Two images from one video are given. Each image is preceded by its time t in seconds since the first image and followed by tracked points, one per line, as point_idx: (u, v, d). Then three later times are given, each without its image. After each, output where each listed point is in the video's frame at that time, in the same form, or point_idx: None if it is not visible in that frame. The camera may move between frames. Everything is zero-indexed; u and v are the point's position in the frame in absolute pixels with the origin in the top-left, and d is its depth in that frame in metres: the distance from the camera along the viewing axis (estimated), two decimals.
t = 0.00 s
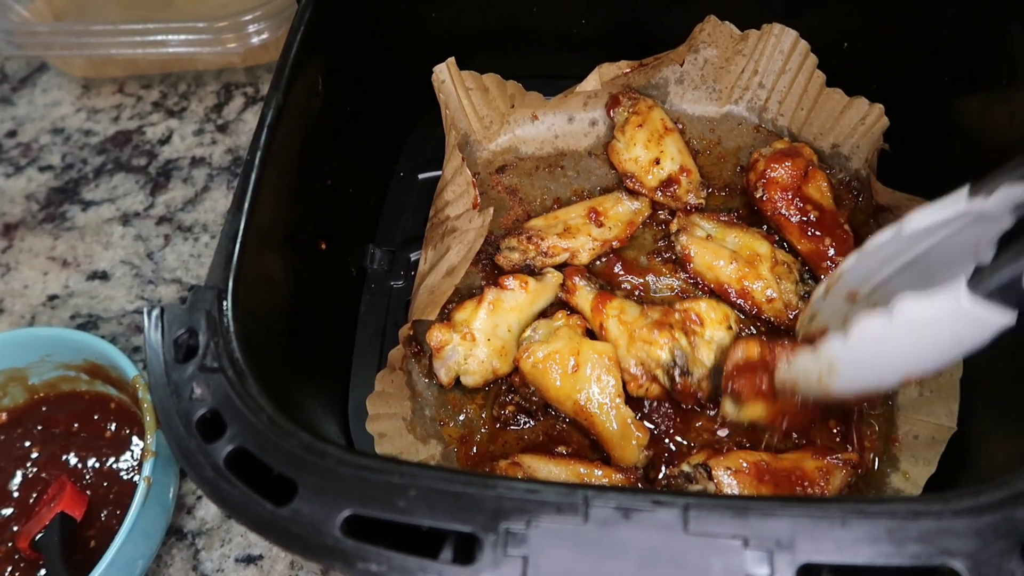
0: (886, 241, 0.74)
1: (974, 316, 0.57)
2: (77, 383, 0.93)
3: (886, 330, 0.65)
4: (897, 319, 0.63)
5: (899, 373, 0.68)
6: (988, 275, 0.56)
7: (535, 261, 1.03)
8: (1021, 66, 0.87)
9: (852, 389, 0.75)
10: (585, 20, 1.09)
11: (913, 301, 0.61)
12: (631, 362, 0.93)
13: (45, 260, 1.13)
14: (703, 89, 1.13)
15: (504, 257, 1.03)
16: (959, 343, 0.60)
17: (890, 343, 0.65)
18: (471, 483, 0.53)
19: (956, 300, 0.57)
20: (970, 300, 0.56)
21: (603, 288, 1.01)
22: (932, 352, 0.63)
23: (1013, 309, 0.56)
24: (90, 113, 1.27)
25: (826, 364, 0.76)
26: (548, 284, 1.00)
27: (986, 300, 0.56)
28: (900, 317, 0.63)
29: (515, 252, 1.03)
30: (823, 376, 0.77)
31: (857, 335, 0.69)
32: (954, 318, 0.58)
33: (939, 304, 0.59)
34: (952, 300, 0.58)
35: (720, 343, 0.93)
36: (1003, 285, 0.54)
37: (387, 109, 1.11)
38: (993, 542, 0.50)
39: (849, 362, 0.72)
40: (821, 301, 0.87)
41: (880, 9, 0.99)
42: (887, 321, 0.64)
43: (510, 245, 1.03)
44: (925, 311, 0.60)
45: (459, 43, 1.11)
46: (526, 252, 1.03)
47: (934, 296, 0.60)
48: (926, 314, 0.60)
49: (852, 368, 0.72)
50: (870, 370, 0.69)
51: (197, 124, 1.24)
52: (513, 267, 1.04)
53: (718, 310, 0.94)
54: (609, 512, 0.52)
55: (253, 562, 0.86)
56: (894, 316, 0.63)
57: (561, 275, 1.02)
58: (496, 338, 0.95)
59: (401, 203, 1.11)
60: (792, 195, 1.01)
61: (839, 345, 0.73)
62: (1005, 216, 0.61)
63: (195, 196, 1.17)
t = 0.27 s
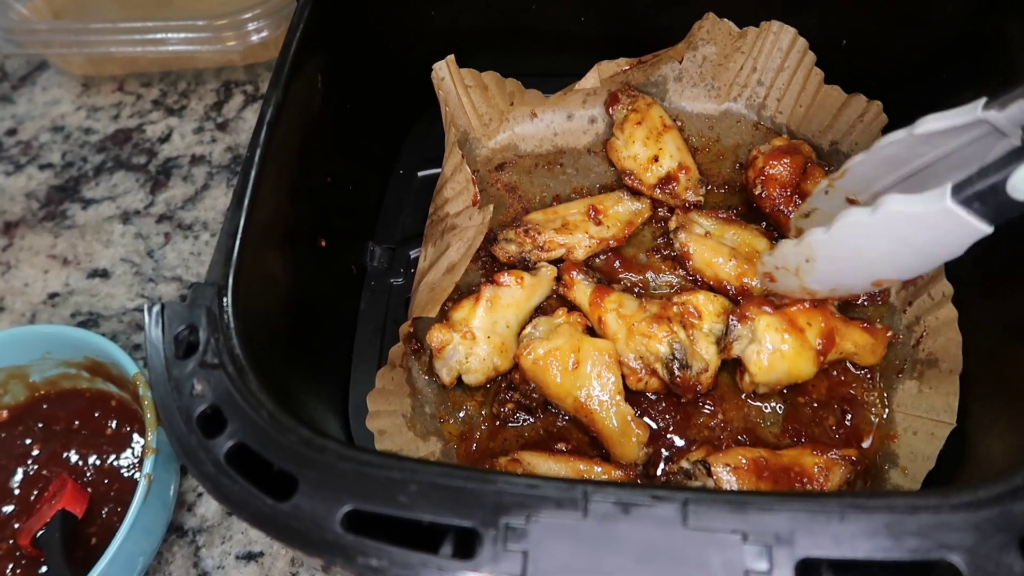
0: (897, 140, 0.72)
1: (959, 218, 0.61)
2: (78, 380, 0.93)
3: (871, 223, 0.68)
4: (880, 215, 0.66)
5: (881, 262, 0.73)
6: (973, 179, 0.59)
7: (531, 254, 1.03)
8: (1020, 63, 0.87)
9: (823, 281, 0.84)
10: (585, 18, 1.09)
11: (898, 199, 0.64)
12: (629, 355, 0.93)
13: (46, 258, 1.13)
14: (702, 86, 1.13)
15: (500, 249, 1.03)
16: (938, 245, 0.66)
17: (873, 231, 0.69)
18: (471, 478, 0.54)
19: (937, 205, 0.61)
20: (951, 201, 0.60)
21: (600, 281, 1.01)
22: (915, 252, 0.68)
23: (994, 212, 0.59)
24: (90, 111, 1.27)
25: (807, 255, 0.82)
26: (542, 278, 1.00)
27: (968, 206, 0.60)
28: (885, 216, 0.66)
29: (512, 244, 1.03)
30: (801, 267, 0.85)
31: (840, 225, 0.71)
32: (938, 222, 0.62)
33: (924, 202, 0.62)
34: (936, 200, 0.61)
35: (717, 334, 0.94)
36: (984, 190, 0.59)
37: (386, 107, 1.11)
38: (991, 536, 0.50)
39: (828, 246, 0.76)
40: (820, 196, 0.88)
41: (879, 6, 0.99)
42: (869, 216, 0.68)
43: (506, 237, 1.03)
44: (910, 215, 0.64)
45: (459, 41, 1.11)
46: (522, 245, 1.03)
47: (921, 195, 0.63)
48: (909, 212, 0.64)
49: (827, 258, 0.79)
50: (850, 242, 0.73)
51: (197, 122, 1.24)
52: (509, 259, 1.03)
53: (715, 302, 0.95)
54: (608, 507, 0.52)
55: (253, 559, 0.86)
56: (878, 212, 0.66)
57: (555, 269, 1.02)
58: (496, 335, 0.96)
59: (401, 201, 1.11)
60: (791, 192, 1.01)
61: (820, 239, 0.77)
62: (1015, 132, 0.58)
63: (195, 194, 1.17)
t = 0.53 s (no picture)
0: (865, 216, 0.76)
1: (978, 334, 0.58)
2: (74, 384, 0.93)
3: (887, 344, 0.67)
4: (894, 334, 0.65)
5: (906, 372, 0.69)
6: (989, 294, 0.56)
7: (529, 259, 1.03)
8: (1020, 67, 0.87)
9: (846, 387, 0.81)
10: (583, 21, 1.08)
11: (913, 319, 0.63)
12: (626, 360, 0.93)
13: (43, 261, 1.13)
14: (701, 90, 1.12)
15: (498, 253, 1.03)
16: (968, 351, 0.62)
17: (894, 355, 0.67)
18: (465, 487, 0.53)
19: (959, 319, 0.58)
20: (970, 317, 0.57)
21: (598, 286, 1.01)
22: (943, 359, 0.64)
23: (1021, 323, 0.55)
24: (88, 113, 1.26)
25: (822, 371, 0.81)
26: (540, 283, 1.00)
27: (990, 316, 0.56)
28: (899, 337, 0.64)
29: (510, 248, 1.02)
30: (820, 380, 0.83)
31: (858, 345, 0.71)
32: (957, 336, 0.60)
33: (937, 322, 0.60)
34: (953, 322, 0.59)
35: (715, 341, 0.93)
36: (1005, 305, 0.54)
37: (383, 111, 1.10)
38: (990, 547, 0.50)
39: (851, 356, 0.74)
40: (800, 264, 0.92)
41: (879, 9, 0.99)
42: (885, 336, 0.66)
43: (504, 242, 1.03)
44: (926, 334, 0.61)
45: (457, 44, 1.11)
46: (520, 250, 1.02)
47: (933, 313, 0.61)
48: (927, 333, 0.61)
49: (849, 372, 0.76)
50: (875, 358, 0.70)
51: (195, 124, 1.24)
52: (507, 264, 1.03)
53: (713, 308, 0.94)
54: (604, 517, 0.51)
55: (249, 564, 0.86)
56: (894, 334, 0.65)
57: (553, 274, 1.01)
58: (493, 340, 0.95)
59: (398, 205, 1.10)
60: (790, 198, 1.01)
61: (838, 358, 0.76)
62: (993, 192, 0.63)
63: (193, 197, 1.17)
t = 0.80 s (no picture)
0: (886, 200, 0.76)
1: (954, 283, 0.60)
2: (83, 373, 0.94)
3: (865, 290, 0.68)
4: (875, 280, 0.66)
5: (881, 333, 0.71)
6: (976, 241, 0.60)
7: (534, 249, 1.04)
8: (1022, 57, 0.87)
9: (817, 346, 0.83)
10: (587, 13, 1.09)
11: (896, 259, 0.64)
12: (628, 349, 0.94)
13: (50, 253, 1.14)
14: (705, 82, 1.13)
15: (504, 242, 1.04)
16: (939, 313, 0.64)
17: (871, 304, 0.68)
18: (476, 465, 0.54)
19: (947, 270, 0.59)
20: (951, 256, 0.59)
21: (602, 275, 1.02)
22: (915, 317, 0.66)
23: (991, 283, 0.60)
24: (94, 107, 1.27)
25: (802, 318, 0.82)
26: (546, 271, 1.01)
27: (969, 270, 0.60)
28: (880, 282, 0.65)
29: (516, 237, 1.04)
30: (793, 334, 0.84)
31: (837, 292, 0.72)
32: (935, 287, 0.61)
33: (922, 266, 0.61)
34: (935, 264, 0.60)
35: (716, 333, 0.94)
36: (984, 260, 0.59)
37: (389, 103, 1.11)
38: (992, 523, 0.50)
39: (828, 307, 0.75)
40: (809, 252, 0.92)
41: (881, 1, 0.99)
42: (865, 282, 0.67)
43: (510, 231, 1.04)
44: (907, 284, 0.63)
45: (462, 37, 1.12)
46: (526, 239, 1.04)
47: (917, 257, 0.62)
48: (905, 276, 0.62)
49: (826, 327, 0.78)
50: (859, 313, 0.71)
51: (201, 117, 1.25)
52: (512, 253, 1.04)
53: (717, 300, 0.96)
54: (613, 494, 0.52)
55: (258, 550, 0.87)
56: (875, 278, 0.66)
57: (558, 262, 1.03)
58: (499, 328, 0.96)
59: (405, 196, 1.11)
60: (795, 186, 1.01)
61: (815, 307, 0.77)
62: (1004, 183, 0.66)
63: (199, 189, 1.18)
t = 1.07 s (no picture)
0: (907, 69, 0.83)
1: (960, 215, 0.69)
2: (81, 377, 0.94)
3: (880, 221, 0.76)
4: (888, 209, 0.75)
5: (905, 247, 0.78)
6: (975, 182, 0.66)
7: (533, 252, 1.04)
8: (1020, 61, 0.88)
9: (844, 264, 0.90)
10: (586, 17, 1.09)
11: (907, 202, 0.72)
12: (626, 352, 0.94)
13: (49, 256, 1.14)
14: (703, 84, 1.13)
15: (503, 246, 1.04)
16: (952, 232, 0.72)
17: (889, 227, 0.76)
18: (473, 469, 0.54)
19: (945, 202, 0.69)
20: (956, 202, 0.68)
21: (602, 278, 1.02)
22: (927, 230, 0.73)
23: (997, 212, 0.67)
24: (93, 111, 1.27)
25: (823, 244, 0.88)
26: (545, 274, 1.01)
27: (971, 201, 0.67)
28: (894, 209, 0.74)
29: (514, 241, 1.04)
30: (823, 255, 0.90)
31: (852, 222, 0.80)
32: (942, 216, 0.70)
33: (929, 203, 0.70)
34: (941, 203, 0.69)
35: (714, 337, 0.94)
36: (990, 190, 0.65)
37: (388, 106, 1.11)
38: (990, 527, 0.50)
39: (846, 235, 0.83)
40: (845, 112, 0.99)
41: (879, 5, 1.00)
42: (877, 212, 0.76)
43: (508, 234, 1.04)
44: (919, 213, 0.72)
45: (461, 40, 1.12)
46: (524, 242, 1.03)
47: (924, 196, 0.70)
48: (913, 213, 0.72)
49: (848, 248, 0.85)
50: (885, 240, 0.79)
51: (200, 121, 1.25)
52: (511, 256, 1.04)
53: (716, 304, 0.96)
54: (610, 498, 0.52)
55: (256, 554, 0.87)
56: (888, 210, 0.74)
57: (557, 265, 1.03)
58: (497, 331, 0.96)
59: (403, 200, 1.11)
60: (792, 190, 1.02)
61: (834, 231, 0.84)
62: None
63: (198, 192, 1.18)
